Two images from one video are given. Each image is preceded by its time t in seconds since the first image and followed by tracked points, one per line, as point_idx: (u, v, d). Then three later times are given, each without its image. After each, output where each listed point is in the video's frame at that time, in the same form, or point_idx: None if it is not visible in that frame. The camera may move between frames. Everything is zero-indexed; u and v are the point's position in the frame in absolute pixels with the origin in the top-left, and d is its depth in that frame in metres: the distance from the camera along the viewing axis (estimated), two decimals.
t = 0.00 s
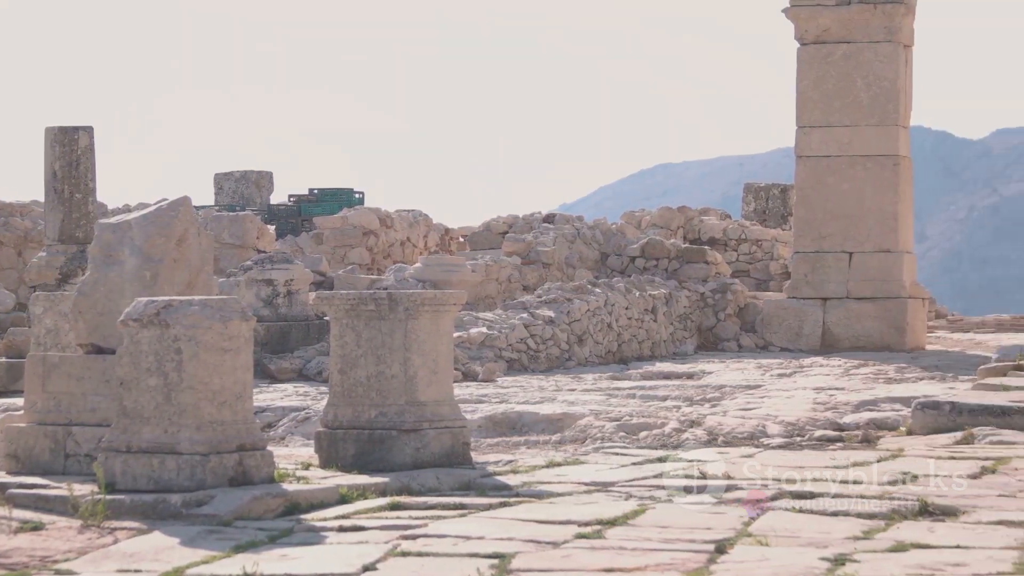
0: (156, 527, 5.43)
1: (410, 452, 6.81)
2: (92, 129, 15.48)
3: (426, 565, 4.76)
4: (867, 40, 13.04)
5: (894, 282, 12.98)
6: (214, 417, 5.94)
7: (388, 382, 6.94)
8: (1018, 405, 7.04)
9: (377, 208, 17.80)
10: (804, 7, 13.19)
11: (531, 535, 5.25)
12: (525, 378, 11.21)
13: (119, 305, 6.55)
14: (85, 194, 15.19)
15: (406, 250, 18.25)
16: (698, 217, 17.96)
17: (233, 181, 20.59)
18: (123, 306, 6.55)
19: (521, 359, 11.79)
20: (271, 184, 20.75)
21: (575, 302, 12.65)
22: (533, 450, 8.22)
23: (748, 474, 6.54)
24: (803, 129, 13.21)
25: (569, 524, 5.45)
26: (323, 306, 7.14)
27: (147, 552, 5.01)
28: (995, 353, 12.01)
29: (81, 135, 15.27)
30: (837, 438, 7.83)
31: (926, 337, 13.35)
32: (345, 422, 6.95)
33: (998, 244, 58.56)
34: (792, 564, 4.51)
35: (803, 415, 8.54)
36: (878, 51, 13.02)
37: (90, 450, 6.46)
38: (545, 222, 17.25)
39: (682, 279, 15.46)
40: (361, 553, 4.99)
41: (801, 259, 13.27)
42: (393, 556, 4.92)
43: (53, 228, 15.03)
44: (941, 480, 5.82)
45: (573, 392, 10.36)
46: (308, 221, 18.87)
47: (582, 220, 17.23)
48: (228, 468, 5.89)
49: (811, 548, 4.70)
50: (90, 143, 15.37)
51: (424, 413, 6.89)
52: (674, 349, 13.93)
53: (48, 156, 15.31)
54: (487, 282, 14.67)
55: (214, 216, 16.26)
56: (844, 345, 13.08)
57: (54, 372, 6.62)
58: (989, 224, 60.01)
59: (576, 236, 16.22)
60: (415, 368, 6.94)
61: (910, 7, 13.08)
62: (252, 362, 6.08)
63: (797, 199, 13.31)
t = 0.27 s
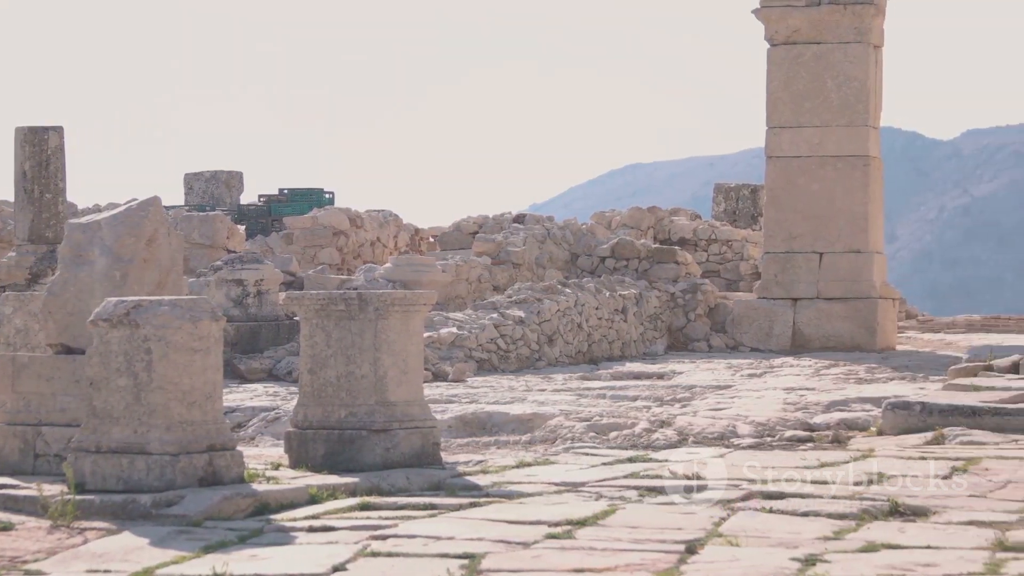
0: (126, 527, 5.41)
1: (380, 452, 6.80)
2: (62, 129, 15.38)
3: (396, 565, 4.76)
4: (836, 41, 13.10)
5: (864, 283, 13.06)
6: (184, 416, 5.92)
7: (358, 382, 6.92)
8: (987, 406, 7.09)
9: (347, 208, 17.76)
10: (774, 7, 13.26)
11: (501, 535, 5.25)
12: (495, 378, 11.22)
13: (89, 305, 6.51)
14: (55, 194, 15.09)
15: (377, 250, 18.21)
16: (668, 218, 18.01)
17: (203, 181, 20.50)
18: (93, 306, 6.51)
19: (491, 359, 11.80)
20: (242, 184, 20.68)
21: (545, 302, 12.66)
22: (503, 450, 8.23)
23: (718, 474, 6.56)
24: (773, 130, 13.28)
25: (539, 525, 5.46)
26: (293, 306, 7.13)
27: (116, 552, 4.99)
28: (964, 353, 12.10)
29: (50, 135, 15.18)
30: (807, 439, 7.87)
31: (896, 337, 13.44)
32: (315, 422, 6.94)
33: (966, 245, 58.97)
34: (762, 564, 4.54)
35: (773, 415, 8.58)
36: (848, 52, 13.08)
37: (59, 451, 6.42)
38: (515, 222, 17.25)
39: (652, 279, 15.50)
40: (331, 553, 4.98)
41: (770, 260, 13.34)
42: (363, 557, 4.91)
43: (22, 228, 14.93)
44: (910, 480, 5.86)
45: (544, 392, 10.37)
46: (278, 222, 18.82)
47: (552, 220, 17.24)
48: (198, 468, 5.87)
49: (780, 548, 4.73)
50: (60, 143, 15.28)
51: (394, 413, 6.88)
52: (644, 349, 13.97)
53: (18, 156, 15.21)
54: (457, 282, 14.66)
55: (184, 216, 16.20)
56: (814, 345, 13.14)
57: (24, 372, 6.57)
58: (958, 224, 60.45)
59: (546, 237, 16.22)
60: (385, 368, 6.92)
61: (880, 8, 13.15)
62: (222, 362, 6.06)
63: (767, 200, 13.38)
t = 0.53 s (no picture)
0: (96, 527, 5.33)
1: (350, 452, 6.74)
2: (32, 128, 15.24)
3: (367, 566, 4.71)
4: (807, 41, 13.12)
5: (835, 283, 13.07)
6: (154, 417, 5.85)
7: (328, 382, 6.86)
8: (958, 406, 7.09)
9: (318, 208, 17.66)
10: (745, 8, 13.28)
11: (472, 536, 5.21)
12: (466, 378, 11.17)
13: (58, 306, 6.43)
14: (23, 194, 14.95)
15: (347, 250, 18.13)
16: (638, 218, 18.00)
17: (173, 182, 20.36)
18: (63, 307, 6.43)
19: (461, 359, 11.74)
20: (212, 185, 20.55)
21: (515, 302, 12.61)
22: (474, 450, 8.19)
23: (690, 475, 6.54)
24: (745, 130, 13.30)
25: (509, 525, 5.42)
26: (263, 306, 7.06)
27: (84, 553, 4.92)
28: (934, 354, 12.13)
29: (19, 135, 15.04)
30: (778, 439, 7.86)
31: (867, 337, 13.45)
32: (285, 423, 6.87)
33: (936, 245, 59.30)
34: (733, 564, 4.51)
35: (743, 415, 8.58)
36: (819, 52, 13.10)
37: (29, 451, 6.34)
38: (485, 222, 17.21)
39: (623, 279, 15.48)
40: (301, 554, 4.92)
41: (742, 260, 13.35)
42: (332, 557, 4.86)
43: None
44: (881, 481, 5.85)
45: (515, 392, 10.33)
46: (248, 222, 18.71)
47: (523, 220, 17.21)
48: (168, 468, 5.79)
49: (752, 547, 4.71)
50: (30, 143, 15.14)
51: (364, 413, 6.82)
52: (615, 349, 13.95)
53: None
54: (427, 283, 14.60)
55: (154, 216, 16.08)
56: (785, 345, 13.15)
57: None
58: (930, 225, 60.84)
59: (517, 237, 16.17)
60: (355, 368, 6.87)
61: (851, 9, 13.17)
62: (192, 362, 5.98)
63: (737, 199, 13.40)
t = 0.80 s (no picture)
0: (66, 527, 5.29)
1: (321, 452, 6.70)
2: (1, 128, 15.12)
3: (337, 566, 4.69)
4: (777, 42, 13.17)
5: (806, 283, 13.11)
6: (125, 417, 5.80)
7: (298, 382, 6.83)
8: (929, 406, 7.13)
9: (289, 208, 17.59)
10: (716, 9, 13.31)
11: (443, 536, 5.19)
12: (437, 378, 11.15)
13: (29, 307, 6.42)
14: None
15: (318, 250, 18.06)
16: (609, 218, 18.02)
17: (144, 182, 20.25)
18: (34, 308, 6.42)
19: (431, 359, 11.72)
20: (183, 184, 20.44)
21: (486, 302, 12.60)
22: (445, 450, 8.17)
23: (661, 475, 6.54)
24: (715, 130, 13.34)
25: (480, 525, 5.41)
26: (234, 306, 7.02)
27: (54, 553, 4.88)
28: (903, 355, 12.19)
29: None
30: (749, 439, 7.89)
31: (837, 338, 13.49)
32: (256, 423, 6.84)
33: (906, 246, 59.67)
34: (704, 564, 4.51)
35: (714, 415, 8.60)
36: (789, 53, 13.15)
37: None
38: (456, 222, 17.18)
39: (594, 280, 15.48)
40: (272, 554, 4.89)
41: (712, 260, 13.39)
42: (303, 557, 4.83)
43: None
44: (852, 481, 5.87)
45: (486, 392, 10.32)
46: (219, 222, 18.63)
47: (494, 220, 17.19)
48: (138, 469, 5.75)
49: (723, 548, 4.71)
50: None
51: (335, 413, 6.79)
52: (586, 349, 13.96)
53: None
54: (398, 283, 14.56)
55: (125, 216, 15.99)
56: (756, 346, 13.19)
57: None
58: (899, 225, 61.30)
59: (487, 237, 16.15)
60: (326, 368, 6.84)
61: (821, 10, 13.21)
62: (163, 362, 5.94)
63: (708, 199, 13.44)
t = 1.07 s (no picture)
0: (40, 527, 5.27)
1: (295, 452, 6.68)
2: None
3: (312, 566, 4.68)
4: (752, 42, 13.21)
5: (780, 283, 13.15)
6: (100, 417, 5.76)
7: (273, 382, 6.81)
8: (903, 406, 7.16)
9: (264, 208, 17.52)
10: (690, 9, 13.36)
11: (417, 536, 5.18)
12: (411, 378, 11.13)
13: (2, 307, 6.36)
14: None
15: (292, 251, 18.00)
16: (584, 218, 18.03)
17: (119, 182, 20.15)
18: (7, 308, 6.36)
19: (406, 359, 11.70)
20: (158, 185, 20.34)
21: (461, 302, 12.59)
22: (419, 450, 8.16)
23: (635, 475, 6.55)
24: (690, 130, 13.38)
25: (454, 526, 5.40)
26: (209, 306, 6.99)
27: (27, 553, 4.85)
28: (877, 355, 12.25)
29: None
30: (724, 439, 7.91)
31: (811, 338, 13.55)
32: (230, 423, 6.81)
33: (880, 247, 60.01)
34: (679, 564, 4.52)
35: (688, 415, 8.62)
36: (764, 53, 13.19)
37: None
38: (431, 222, 17.16)
39: (569, 280, 15.49)
40: (246, 554, 4.88)
41: (687, 261, 13.43)
42: (278, 557, 4.82)
43: None
44: (826, 481, 5.90)
45: (461, 392, 10.31)
46: (194, 222, 18.55)
47: (469, 221, 17.18)
48: (112, 469, 5.72)
49: (698, 548, 4.73)
50: None
51: (309, 413, 6.77)
52: (560, 349, 13.97)
53: None
54: (373, 283, 14.53)
55: (100, 216, 15.91)
56: (731, 346, 13.22)
57: None
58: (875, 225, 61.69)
59: (462, 237, 16.13)
60: (301, 368, 6.81)
61: (796, 11, 13.25)
62: (138, 362, 5.91)
63: (683, 199, 13.47)
